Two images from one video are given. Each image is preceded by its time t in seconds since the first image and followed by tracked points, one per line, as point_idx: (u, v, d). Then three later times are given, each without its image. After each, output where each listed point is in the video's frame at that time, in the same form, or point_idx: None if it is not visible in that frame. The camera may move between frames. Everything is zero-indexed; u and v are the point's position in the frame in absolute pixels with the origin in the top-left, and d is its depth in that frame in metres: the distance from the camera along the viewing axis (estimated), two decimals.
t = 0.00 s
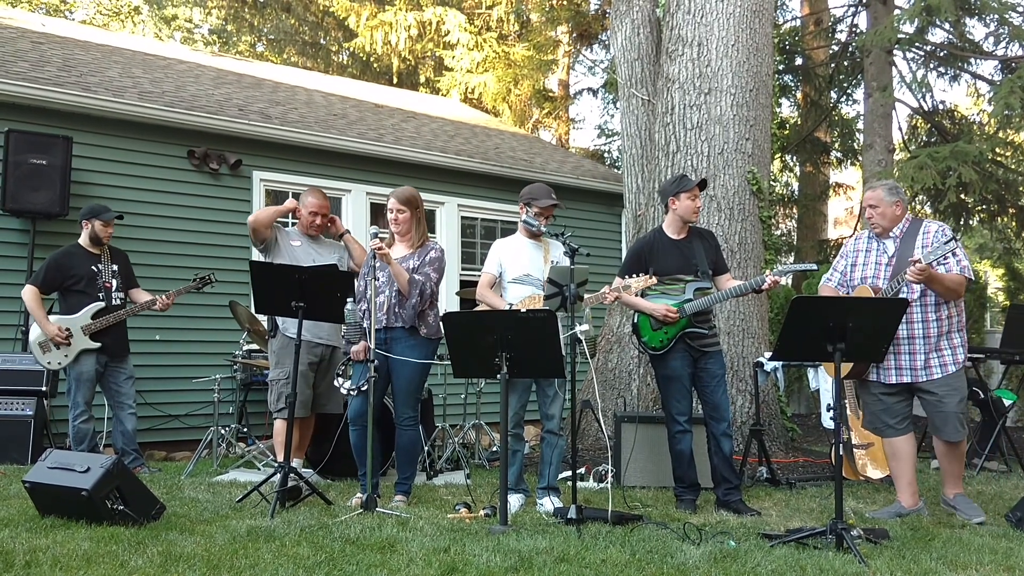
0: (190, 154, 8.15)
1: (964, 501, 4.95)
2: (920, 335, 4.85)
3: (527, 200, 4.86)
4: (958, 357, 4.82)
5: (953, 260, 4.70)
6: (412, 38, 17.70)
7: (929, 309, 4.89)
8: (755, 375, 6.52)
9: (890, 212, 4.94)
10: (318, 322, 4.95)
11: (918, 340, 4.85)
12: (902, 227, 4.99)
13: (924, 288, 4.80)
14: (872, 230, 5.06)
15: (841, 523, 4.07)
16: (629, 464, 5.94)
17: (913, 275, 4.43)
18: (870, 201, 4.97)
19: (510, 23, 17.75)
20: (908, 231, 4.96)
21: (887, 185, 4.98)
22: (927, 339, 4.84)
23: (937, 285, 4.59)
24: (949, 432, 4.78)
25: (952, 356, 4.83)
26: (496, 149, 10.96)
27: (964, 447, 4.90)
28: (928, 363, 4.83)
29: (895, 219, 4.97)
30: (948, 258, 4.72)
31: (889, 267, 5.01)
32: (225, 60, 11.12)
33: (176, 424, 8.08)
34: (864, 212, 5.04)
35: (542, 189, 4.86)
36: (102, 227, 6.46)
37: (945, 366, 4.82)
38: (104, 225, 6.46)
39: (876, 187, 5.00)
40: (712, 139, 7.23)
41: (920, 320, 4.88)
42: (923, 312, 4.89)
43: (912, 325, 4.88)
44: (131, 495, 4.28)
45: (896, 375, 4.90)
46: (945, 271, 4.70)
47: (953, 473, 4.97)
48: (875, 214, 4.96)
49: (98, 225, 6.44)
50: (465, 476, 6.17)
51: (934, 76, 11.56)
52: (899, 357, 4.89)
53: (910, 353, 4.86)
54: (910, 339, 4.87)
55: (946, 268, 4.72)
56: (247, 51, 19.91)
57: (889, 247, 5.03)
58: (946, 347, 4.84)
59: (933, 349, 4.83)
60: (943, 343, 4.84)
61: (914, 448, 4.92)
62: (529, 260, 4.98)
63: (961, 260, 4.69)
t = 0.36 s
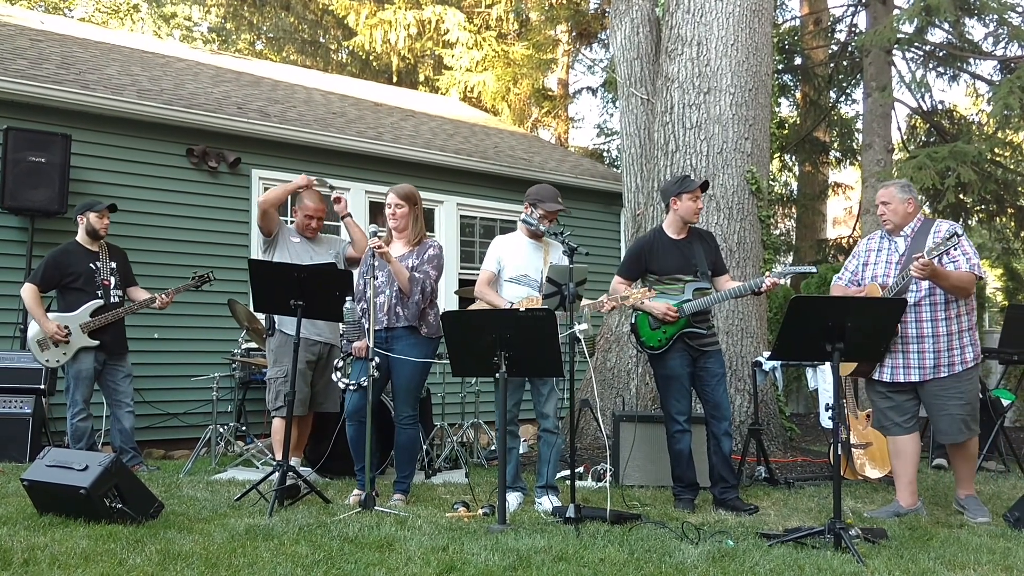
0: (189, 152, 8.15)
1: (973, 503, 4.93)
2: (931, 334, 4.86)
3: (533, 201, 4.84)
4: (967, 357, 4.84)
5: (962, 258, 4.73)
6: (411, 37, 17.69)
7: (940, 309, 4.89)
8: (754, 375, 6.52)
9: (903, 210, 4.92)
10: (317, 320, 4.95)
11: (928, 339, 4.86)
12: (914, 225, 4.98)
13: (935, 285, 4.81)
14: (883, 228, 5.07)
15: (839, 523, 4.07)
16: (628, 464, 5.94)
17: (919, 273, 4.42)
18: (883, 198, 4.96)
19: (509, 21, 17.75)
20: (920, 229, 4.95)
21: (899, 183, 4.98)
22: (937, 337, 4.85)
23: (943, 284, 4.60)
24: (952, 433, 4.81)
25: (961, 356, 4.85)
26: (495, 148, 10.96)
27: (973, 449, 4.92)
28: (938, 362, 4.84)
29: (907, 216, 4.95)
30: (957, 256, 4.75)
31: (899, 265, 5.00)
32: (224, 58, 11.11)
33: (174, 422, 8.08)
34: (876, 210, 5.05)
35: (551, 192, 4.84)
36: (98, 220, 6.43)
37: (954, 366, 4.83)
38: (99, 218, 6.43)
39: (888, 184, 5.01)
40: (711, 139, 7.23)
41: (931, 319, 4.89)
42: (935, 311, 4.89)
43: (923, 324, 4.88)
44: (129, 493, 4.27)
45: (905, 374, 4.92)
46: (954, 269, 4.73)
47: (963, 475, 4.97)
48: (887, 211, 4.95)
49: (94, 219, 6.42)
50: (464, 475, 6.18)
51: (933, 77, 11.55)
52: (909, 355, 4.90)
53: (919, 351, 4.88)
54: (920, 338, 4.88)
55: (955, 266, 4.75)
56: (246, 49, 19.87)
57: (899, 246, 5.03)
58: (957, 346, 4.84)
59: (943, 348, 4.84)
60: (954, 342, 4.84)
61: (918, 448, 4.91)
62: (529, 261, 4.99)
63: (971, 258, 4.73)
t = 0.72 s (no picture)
0: (187, 150, 8.14)
1: (971, 505, 4.95)
2: (956, 334, 4.88)
3: (535, 207, 4.80)
4: (991, 358, 4.85)
5: (989, 259, 4.78)
6: (410, 35, 17.69)
7: (966, 309, 4.91)
8: (751, 374, 6.53)
9: (927, 212, 4.98)
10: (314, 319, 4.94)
11: (953, 339, 4.88)
12: (937, 228, 5.02)
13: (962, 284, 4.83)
14: (906, 230, 5.10)
15: (836, 522, 4.08)
16: (624, 463, 5.95)
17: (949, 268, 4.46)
18: (908, 201, 5.03)
19: (508, 20, 17.76)
20: (944, 232, 4.98)
21: (924, 186, 5.04)
22: (963, 338, 4.87)
23: (973, 283, 4.65)
24: (972, 434, 4.83)
25: (986, 357, 4.86)
26: (493, 147, 10.95)
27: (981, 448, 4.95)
28: (962, 362, 4.86)
29: (931, 219, 5.01)
30: (984, 257, 4.80)
31: (925, 266, 5.00)
32: (222, 57, 11.10)
33: (172, 420, 8.08)
34: (900, 213, 5.09)
35: (554, 201, 4.84)
36: (99, 225, 6.43)
37: (977, 366, 4.85)
38: (100, 224, 6.43)
39: (913, 187, 5.06)
40: (710, 138, 7.23)
41: (957, 319, 4.91)
42: (961, 311, 4.91)
43: (949, 324, 4.91)
44: (126, 491, 4.27)
45: (929, 373, 4.94)
46: (982, 269, 4.77)
47: (964, 476, 5.01)
48: (913, 213, 5.01)
49: (95, 224, 6.42)
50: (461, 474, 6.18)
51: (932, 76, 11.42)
52: (933, 355, 4.93)
53: (943, 351, 4.90)
54: (945, 337, 4.90)
55: (982, 267, 4.80)
56: (244, 47, 19.84)
57: (922, 247, 5.05)
58: (980, 346, 4.86)
59: (968, 348, 4.86)
60: (978, 343, 4.86)
61: (923, 448, 4.93)
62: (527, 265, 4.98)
63: (998, 259, 4.78)
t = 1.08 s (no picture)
0: (188, 152, 8.15)
1: (972, 506, 4.97)
2: (983, 331, 4.90)
3: (543, 209, 4.76)
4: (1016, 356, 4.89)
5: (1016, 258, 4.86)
6: (410, 37, 17.70)
7: (991, 307, 4.96)
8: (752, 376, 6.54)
9: (943, 218, 4.99)
10: (315, 320, 4.94)
11: (980, 337, 4.90)
12: (954, 232, 5.03)
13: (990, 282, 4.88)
14: (922, 235, 5.10)
15: (838, 524, 4.07)
16: (626, 465, 5.95)
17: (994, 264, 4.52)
18: (923, 208, 5.02)
19: (508, 22, 17.77)
20: (961, 236, 4.99)
21: (938, 191, 5.05)
22: (989, 335, 4.89)
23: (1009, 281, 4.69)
24: (988, 435, 4.86)
25: (1013, 354, 4.88)
26: (494, 149, 10.95)
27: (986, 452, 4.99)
28: (989, 360, 4.87)
29: (948, 224, 5.01)
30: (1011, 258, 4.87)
31: (948, 268, 5.00)
32: (223, 59, 11.11)
33: (174, 423, 8.08)
34: (915, 218, 5.10)
35: (561, 201, 4.79)
36: (102, 219, 6.49)
37: (1005, 364, 4.86)
38: (103, 217, 6.50)
39: (926, 193, 5.07)
40: (710, 139, 7.23)
41: (984, 317, 4.94)
42: (987, 308, 4.95)
43: (976, 321, 4.93)
44: (128, 493, 4.27)
45: (956, 371, 4.93)
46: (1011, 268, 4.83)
47: (967, 477, 5.03)
48: (928, 220, 5.01)
49: (98, 219, 6.47)
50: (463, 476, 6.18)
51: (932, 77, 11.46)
52: (959, 354, 4.92)
53: (970, 349, 4.90)
54: (972, 335, 4.91)
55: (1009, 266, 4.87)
56: (244, 49, 19.83)
57: (942, 250, 5.04)
58: (1006, 345, 4.89)
59: (994, 346, 4.88)
60: (1004, 341, 4.89)
61: (932, 448, 4.90)
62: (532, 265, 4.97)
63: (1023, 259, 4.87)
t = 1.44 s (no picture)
0: (190, 154, 8.15)
1: (975, 507, 4.96)
2: (990, 333, 4.90)
3: (570, 214, 4.81)
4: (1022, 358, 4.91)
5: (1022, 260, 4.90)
6: (413, 39, 17.72)
7: (996, 310, 4.96)
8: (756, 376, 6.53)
9: (954, 217, 5.00)
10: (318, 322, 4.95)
11: (988, 338, 4.90)
12: (960, 234, 5.06)
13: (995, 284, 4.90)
14: (930, 235, 5.10)
15: (841, 525, 4.07)
16: (629, 466, 5.94)
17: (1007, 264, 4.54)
18: (933, 207, 5.03)
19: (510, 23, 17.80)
20: (969, 237, 5.02)
21: (947, 191, 5.06)
22: (996, 337, 4.90)
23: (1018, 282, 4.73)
24: (993, 435, 4.88)
25: (1017, 356, 4.91)
26: (497, 150, 10.95)
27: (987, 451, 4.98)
28: (996, 361, 4.88)
29: (957, 224, 5.02)
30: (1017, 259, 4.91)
31: (956, 269, 4.99)
32: (225, 61, 11.12)
33: (177, 424, 8.09)
34: (923, 218, 5.10)
35: (588, 208, 4.86)
36: (113, 233, 6.50)
37: (1012, 365, 4.88)
38: (114, 232, 6.49)
39: (936, 193, 5.08)
40: (712, 140, 7.23)
41: (990, 319, 4.94)
42: (993, 311, 4.96)
43: (983, 323, 4.93)
44: (131, 495, 4.27)
45: (963, 373, 4.91)
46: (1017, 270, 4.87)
47: (970, 477, 5.02)
48: (938, 219, 5.01)
49: (108, 232, 6.47)
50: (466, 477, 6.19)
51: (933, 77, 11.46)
52: (967, 355, 4.91)
53: (978, 351, 4.89)
54: (980, 336, 4.90)
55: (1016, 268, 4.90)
56: (247, 51, 19.86)
57: (950, 251, 5.04)
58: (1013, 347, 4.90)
59: (1002, 348, 4.89)
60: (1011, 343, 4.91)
61: (936, 448, 4.90)
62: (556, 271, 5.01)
63: None
